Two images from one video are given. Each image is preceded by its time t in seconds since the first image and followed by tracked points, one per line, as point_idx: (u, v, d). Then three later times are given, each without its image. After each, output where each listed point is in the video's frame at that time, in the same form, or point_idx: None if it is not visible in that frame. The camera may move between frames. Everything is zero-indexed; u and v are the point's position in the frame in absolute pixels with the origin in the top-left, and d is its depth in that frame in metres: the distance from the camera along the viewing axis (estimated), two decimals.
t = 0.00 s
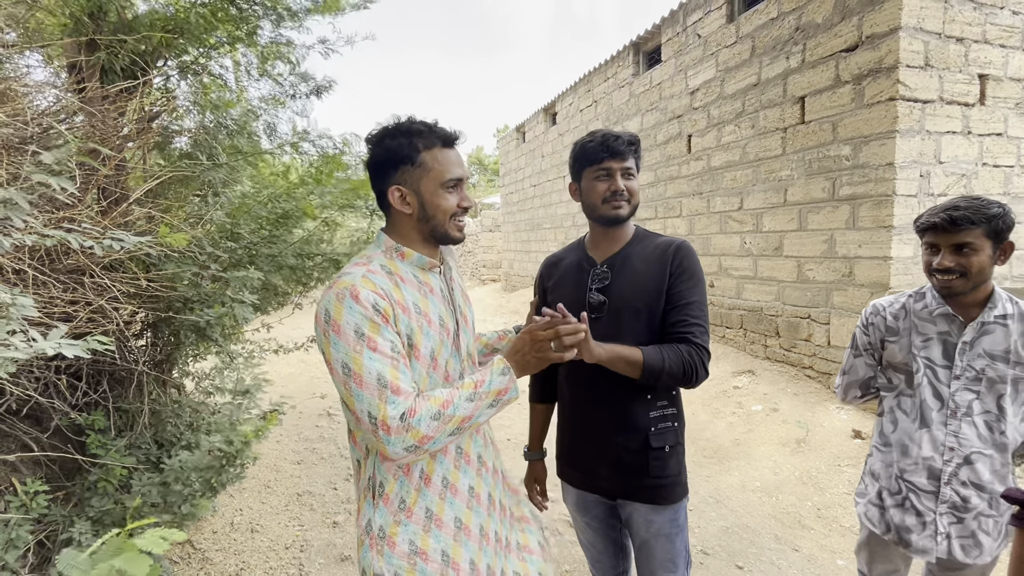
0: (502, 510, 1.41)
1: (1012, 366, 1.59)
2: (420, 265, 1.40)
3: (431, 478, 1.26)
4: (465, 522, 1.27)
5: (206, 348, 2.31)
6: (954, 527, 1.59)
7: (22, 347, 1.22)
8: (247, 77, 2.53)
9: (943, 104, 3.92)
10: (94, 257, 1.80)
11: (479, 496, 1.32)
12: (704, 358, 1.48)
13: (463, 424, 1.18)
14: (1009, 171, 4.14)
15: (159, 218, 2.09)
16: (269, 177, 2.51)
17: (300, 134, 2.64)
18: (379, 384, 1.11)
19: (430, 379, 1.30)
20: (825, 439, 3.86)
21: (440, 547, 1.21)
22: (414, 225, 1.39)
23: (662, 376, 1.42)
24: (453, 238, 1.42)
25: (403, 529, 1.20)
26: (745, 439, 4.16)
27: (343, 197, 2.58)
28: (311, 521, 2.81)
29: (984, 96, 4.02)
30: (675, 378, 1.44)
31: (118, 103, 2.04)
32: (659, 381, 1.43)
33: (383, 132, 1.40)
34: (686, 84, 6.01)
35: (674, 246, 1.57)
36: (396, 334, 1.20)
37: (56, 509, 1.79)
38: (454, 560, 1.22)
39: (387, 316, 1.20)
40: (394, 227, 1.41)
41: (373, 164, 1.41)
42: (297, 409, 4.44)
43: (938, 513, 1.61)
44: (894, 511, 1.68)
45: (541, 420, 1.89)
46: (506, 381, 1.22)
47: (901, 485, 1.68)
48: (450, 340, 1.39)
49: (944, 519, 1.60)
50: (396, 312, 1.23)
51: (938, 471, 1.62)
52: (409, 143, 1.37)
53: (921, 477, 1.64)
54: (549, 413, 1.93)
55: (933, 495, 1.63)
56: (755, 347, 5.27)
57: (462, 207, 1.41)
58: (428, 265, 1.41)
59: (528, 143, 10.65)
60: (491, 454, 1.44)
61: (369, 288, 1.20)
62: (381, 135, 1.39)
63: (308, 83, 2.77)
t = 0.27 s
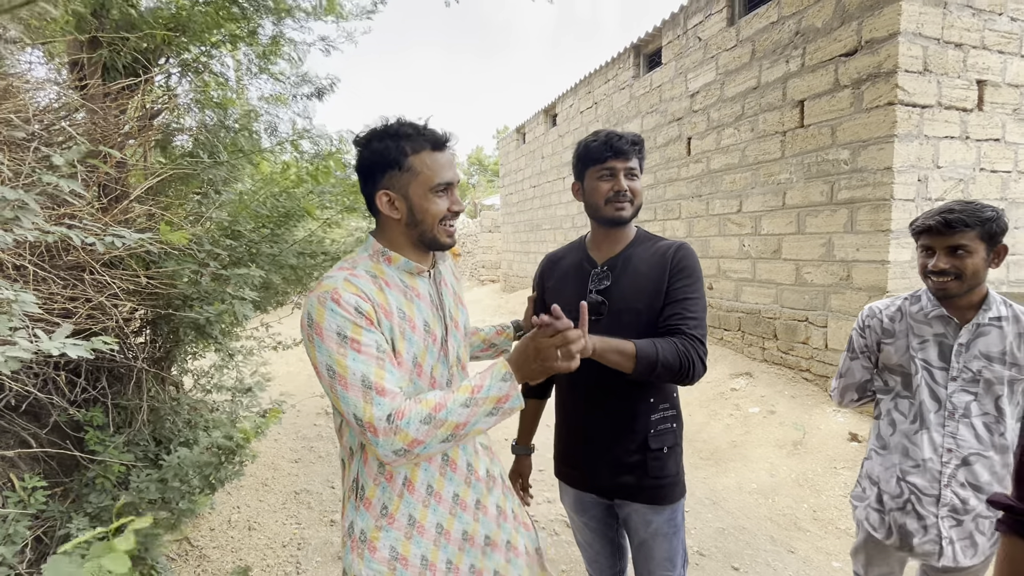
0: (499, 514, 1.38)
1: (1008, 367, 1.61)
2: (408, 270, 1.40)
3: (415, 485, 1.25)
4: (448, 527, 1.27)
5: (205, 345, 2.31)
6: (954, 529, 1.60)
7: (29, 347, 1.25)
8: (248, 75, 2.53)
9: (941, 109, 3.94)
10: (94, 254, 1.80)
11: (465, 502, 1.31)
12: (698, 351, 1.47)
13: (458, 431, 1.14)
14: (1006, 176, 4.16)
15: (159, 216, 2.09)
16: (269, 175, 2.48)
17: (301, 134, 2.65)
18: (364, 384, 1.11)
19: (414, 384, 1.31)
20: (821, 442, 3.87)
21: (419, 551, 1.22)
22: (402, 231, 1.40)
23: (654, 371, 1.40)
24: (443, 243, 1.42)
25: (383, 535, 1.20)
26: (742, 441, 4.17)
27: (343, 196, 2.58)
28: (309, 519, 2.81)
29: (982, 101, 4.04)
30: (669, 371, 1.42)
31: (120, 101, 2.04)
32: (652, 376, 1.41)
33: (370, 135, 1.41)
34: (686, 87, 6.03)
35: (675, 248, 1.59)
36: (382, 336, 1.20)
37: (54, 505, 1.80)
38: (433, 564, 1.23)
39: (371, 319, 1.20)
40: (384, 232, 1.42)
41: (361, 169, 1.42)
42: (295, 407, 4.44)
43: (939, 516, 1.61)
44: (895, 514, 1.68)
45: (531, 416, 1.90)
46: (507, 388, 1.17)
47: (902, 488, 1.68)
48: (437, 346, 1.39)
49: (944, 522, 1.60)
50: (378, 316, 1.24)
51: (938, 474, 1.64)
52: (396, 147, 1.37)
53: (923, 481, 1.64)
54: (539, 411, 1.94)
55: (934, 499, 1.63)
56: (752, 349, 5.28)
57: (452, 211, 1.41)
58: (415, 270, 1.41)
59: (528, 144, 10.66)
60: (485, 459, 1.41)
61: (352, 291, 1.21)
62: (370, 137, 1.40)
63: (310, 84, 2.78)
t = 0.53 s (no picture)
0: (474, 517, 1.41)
1: (1018, 373, 1.61)
2: (399, 271, 1.40)
3: (399, 487, 1.26)
4: (427, 529, 1.29)
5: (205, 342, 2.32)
6: (954, 530, 1.60)
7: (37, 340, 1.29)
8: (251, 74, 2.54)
9: (940, 113, 3.96)
10: (97, 251, 1.81)
11: (444, 503, 1.33)
12: (700, 356, 1.46)
13: (421, 463, 1.10)
14: (1004, 181, 4.18)
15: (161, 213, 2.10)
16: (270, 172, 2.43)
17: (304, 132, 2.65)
18: (335, 387, 1.11)
19: (397, 388, 1.31)
20: (819, 443, 3.89)
21: (401, 554, 1.23)
22: (397, 230, 1.41)
23: (664, 382, 1.39)
24: (436, 243, 1.43)
25: (365, 537, 1.21)
26: (740, 442, 4.19)
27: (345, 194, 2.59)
28: (308, 516, 2.82)
29: (981, 106, 4.06)
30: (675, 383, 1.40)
31: (123, 98, 2.05)
32: (663, 390, 1.39)
33: (366, 138, 1.44)
34: (687, 88, 6.05)
35: (677, 247, 1.59)
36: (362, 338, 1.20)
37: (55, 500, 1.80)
38: (414, 566, 1.24)
39: (353, 319, 1.20)
40: (378, 232, 1.44)
41: (359, 170, 1.45)
42: (295, 405, 4.44)
43: (939, 516, 1.63)
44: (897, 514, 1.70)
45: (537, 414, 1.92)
46: (483, 443, 1.11)
47: (906, 488, 1.70)
48: (423, 351, 1.39)
49: (944, 522, 1.62)
50: (362, 316, 1.24)
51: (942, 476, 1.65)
52: (389, 148, 1.40)
53: (927, 482, 1.66)
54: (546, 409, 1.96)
55: (936, 499, 1.64)
56: (751, 351, 5.30)
57: (446, 211, 1.43)
58: (407, 271, 1.41)
59: (528, 145, 10.67)
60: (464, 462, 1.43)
61: (337, 290, 1.22)
62: (365, 141, 1.43)
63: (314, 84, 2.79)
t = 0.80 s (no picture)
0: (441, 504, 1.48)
1: None
2: (386, 268, 1.40)
3: (388, 476, 1.29)
4: (413, 515, 1.32)
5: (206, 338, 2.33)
6: (952, 525, 1.63)
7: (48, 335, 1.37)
8: (253, 71, 2.54)
9: (938, 116, 3.99)
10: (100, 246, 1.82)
11: (422, 490, 1.39)
12: (691, 369, 1.51)
13: (437, 448, 1.18)
14: (1000, 184, 4.22)
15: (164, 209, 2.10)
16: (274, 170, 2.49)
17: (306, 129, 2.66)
18: (354, 376, 1.13)
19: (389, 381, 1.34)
20: (815, 442, 3.92)
21: (394, 541, 1.24)
22: (385, 228, 1.42)
23: (653, 391, 1.46)
24: (419, 245, 1.47)
25: (358, 527, 1.21)
26: (737, 441, 4.22)
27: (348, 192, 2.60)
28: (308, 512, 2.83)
29: (979, 109, 4.10)
30: (663, 390, 1.47)
31: (125, 94, 2.06)
32: (653, 399, 1.47)
33: (361, 136, 1.43)
34: (687, 89, 6.07)
35: (684, 247, 1.60)
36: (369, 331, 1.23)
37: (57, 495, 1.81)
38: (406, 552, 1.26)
39: (361, 312, 1.23)
40: (363, 227, 1.42)
41: (348, 165, 1.43)
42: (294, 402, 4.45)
43: (936, 509, 1.67)
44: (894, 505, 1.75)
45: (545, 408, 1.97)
46: (490, 434, 1.24)
47: (904, 480, 1.75)
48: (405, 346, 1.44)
49: (941, 515, 1.65)
50: (368, 310, 1.27)
51: (942, 472, 1.68)
52: (388, 149, 1.40)
53: (926, 475, 1.71)
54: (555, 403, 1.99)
55: (934, 493, 1.69)
56: (749, 351, 5.33)
57: (433, 215, 1.47)
58: (393, 269, 1.42)
59: (528, 144, 10.68)
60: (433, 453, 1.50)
61: (345, 282, 1.22)
62: (362, 137, 1.42)
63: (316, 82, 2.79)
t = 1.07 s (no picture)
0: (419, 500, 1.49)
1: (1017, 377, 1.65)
2: (372, 262, 1.38)
3: (375, 470, 1.29)
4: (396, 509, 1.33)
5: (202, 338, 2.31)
6: (951, 528, 1.64)
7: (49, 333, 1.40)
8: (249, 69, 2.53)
9: (932, 120, 4.03)
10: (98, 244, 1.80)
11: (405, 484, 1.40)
12: (695, 374, 1.51)
13: (437, 440, 1.20)
14: (992, 187, 4.27)
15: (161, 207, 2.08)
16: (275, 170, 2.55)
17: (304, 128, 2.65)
18: (357, 366, 1.15)
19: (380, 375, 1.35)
20: (810, 442, 3.95)
21: (380, 534, 1.24)
22: (370, 222, 1.40)
23: (651, 396, 1.48)
24: (404, 239, 1.45)
25: (345, 521, 1.21)
26: (732, 441, 4.25)
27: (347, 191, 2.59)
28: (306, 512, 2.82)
29: (972, 113, 4.14)
30: (662, 392, 1.48)
31: (122, 91, 2.04)
32: (651, 403, 1.49)
33: (347, 129, 1.40)
34: (684, 91, 6.09)
35: (685, 250, 1.60)
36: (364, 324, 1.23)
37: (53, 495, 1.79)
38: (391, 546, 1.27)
39: (356, 305, 1.23)
40: (347, 220, 1.40)
41: (333, 158, 1.40)
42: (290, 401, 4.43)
43: (934, 512, 1.68)
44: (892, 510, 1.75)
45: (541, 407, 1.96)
46: (489, 432, 1.26)
47: (901, 482, 1.75)
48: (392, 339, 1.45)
49: (940, 519, 1.66)
50: (361, 303, 1.27)
51: (938, 474, 1.70)
52: (375, 142, 1.38)
53: (923, 478, 1.72)
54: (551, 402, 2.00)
55: (932, 496, 1.69)
56: (743, 352, 5.36)
57: (417, 209, 1.46)
58: (380, 263, 1.39)
59: (524, 144, 10.69)
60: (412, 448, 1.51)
61: (340, 275, 1.22)
62: (349, 129, 1.40)
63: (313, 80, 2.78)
